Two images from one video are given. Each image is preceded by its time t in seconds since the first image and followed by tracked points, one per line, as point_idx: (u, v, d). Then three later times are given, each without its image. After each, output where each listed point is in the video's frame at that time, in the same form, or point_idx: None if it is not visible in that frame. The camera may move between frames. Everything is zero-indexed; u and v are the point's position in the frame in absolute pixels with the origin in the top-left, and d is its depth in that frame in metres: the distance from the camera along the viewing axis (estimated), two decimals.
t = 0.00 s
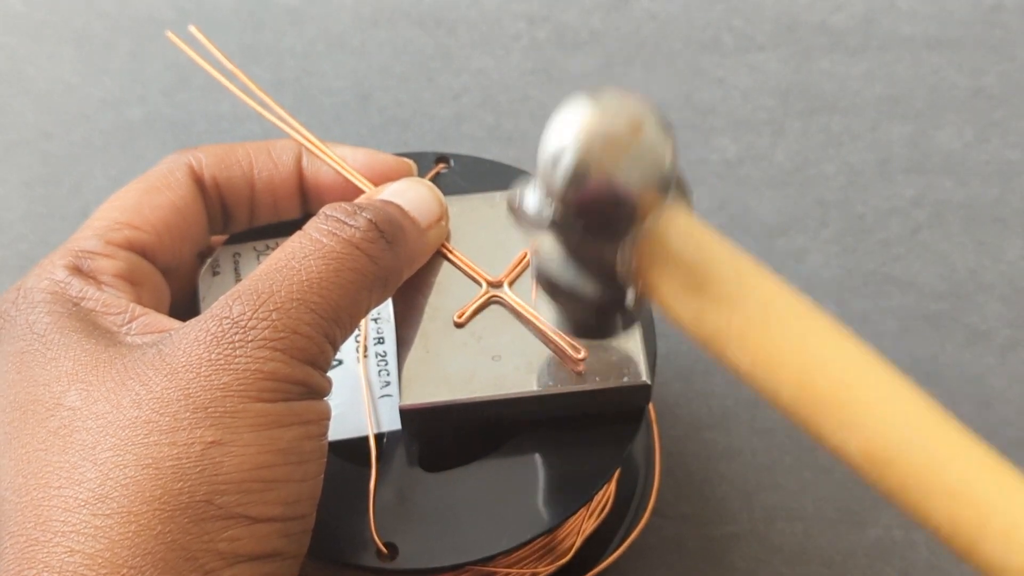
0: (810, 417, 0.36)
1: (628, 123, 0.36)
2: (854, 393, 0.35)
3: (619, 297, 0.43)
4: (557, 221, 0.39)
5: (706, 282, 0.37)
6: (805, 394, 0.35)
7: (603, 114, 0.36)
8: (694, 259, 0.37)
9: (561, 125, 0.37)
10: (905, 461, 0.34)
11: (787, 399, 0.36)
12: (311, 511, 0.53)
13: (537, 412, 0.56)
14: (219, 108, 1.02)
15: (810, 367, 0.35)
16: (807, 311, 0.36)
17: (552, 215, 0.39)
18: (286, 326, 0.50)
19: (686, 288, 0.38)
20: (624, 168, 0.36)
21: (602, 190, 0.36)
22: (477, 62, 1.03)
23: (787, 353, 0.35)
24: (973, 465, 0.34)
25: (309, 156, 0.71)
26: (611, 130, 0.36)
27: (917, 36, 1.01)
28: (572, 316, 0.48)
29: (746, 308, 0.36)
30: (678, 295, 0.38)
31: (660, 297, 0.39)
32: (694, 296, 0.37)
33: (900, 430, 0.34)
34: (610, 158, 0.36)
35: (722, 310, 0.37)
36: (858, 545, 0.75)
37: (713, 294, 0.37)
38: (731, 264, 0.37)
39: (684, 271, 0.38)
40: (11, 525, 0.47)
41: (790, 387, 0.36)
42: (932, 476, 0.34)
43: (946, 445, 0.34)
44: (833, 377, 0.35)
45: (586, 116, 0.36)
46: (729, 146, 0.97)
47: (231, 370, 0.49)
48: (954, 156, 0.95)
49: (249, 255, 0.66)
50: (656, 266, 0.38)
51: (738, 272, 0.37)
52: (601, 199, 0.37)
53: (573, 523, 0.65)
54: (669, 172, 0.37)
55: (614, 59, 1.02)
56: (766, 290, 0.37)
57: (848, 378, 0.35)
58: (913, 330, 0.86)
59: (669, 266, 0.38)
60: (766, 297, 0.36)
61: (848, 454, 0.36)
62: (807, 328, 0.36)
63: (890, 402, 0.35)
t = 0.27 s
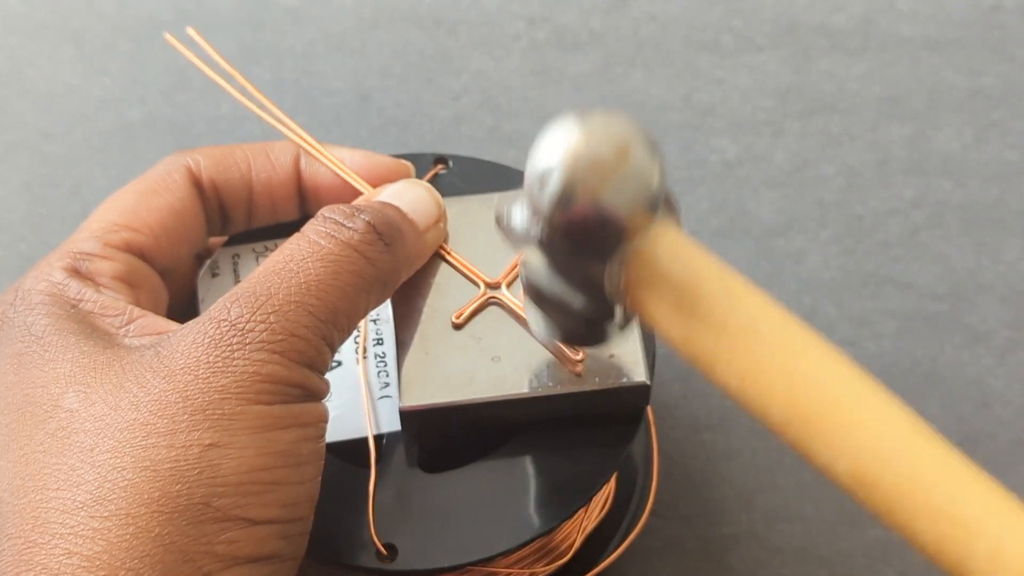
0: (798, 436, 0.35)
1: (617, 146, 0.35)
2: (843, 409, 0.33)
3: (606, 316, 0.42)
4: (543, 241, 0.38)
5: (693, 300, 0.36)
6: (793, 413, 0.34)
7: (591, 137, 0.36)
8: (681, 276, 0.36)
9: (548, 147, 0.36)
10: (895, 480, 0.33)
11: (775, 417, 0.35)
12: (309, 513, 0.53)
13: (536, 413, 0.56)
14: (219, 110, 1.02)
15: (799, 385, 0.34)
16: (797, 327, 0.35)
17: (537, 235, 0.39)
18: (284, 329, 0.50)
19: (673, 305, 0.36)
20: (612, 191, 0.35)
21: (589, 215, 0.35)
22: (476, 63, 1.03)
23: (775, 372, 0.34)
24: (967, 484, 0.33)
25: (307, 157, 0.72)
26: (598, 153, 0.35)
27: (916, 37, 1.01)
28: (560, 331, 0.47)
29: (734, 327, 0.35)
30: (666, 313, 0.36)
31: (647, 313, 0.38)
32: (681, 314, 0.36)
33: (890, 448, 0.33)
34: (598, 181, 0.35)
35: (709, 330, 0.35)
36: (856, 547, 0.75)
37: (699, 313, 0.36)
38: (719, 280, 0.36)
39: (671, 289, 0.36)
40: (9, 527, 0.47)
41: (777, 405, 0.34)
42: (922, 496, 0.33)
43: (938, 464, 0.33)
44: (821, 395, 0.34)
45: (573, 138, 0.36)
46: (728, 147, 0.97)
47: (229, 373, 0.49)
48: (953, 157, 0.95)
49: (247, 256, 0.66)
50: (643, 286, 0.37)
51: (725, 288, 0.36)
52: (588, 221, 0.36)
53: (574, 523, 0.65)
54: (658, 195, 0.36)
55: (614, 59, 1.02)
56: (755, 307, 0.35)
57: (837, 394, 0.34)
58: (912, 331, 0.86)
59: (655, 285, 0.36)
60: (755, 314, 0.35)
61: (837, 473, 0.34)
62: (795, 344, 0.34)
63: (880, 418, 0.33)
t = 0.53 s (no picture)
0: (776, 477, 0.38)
1: (590, 201, 0.40)
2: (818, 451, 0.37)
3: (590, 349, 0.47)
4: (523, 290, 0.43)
5: (672, 349, 0.40)
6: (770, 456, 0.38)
7: (566, 192, 0.40)
8: (658, 323, 0.40)
9: (528, 201, 0.41)
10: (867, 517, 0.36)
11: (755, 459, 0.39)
12: (307, 514, 0.53)
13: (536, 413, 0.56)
14: (219, 110, 1.02)
15: (775, 428, 0.38)
16: (773, 373, 0.39)
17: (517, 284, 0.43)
18: (282, 330, 0.50)
19: (653, 352, 0.41)
20: (588, 241, 0.40)
21: (566, 264, 0.40)
22: (476, 64, 1.03)
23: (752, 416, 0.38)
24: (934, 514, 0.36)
25: (305, 158, 0.71)
26: (574, 207, 0.40)
27: (916, 37, 1.01)
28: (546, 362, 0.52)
29: (710, 374, 0.39)
30: (648, 361, 0.41)
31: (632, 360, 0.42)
32: (661, 359, 0.40)
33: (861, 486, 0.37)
34: (572, 237, 0.40)
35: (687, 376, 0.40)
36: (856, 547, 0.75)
37: (677, 359, 0.40)
38: (695, 327, 0.40)
39: (649, 337, 0.41)
40: (6, 527, 0.47)
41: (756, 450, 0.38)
42: (888, 530, 0.36)
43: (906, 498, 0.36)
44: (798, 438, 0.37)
45: (547, 196, 0.40)
46: (728, 147, 0.96)
47: (228, 374, 0.49)
48: (953, 157, 0.95)
49: (247, 257, 0.65)
50: (623, 331, 0.41)
51: (699, 332, 0.40)
52: (564, 272, 0.40)
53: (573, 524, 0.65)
54: (633, 243, 0.40)
55: (613, 60, 1.02)
56: (728, 352, 0.39)
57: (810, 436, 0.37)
58: (911, 332, 0.86)
59: (636, 334, 0.41)
60: (729, 360, 0.39)
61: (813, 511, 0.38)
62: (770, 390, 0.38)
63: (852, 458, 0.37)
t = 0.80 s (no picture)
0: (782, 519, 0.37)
1: (607, 246, 0.42)
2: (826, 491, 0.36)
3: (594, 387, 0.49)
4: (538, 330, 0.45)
5: (681, 390, 0.40)
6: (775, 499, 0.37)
7: (584, 238, 0.42)
8: (667, 365, 0.41)
9: (543, 247, 0.42)
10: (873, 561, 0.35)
11: (761, 501, 0.38)
12: (305, 515, 0.53)
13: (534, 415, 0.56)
14: (218, 110, 1.02)
15: (779, 465, 0.37)
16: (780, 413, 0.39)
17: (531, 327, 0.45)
18: (281, 332, 0.50)
19: (662, 393, 0.41)
20: (601, 287, 0.42)
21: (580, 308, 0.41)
22: (476, 64, 1.03)
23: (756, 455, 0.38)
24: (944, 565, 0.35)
25: (303, 158, 0.71)
26: (591, 252, 0.41)
27: (916, 37, 1.01)
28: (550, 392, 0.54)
29: (719, 415, 0.39)
30: (657, 402, 0.41)
31: (639, 400, 0.42)
32: (670, 402, 0.40)
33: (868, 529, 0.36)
34: (588, 280, 0.42)
35: (695, 417, 0.40)
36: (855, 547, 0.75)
37: (687, 401, 0.40)
38: (703, 370, 0.40)
39: (661, 379, 0.41)
40: (5, 527, 0.47)
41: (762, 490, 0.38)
42: None
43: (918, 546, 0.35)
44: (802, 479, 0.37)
45: (564, 240, 0.42)
46: (728, 147, 0.96)
47: (227, 375, 0.49)
48: (952, 157, 0.95)
49: (246, 258, 0.66)
50: (633, 372, 0.42)
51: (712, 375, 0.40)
52: (577, 313, 0.42)
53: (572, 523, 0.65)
54: (645, 288, 0.42)
55: (613, 60, 1.02)
56: (739, 395, 0.39)
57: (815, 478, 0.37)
58: (911, 332, 0.86)
59: (645, 373, 0.42)
60: (739, 402, 0.39)
61: (819, 554, 0.37)
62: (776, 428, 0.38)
63: (860, 500, 0.36)
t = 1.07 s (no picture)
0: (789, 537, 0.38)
1: (621, 263, 0.42)
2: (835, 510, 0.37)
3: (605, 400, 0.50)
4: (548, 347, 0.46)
5: (693, 407, 0.41)
6: (784, 514, 0.38)
7: (596, 256, 0.42)
8: (680, 383, 0.41)
9: (558, 262, 0.42)
10: None
11: (768, 518, 0.39)
12: (304, 516, 0.53)
13: (534, 414, 0.56)
14: (218, 111, 1.02)
15: (786, 484, 0.38)
16: (788, 434, 0.39)
17: (542, 338, 0.46)
18: (280, 333, 0.50)
19: (672, 411, 0.42)
20: (614, 303, 0.42)
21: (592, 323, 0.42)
22: (476, 66, 1.03)
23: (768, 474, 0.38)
24: None
25: (299, 161, 0.71)
26: (604, 271, 0.42)
27: (915, 39, 1.01)
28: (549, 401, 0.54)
29: (729, 431, 0.40)
30: (667, 419, 0.42)
31: (647, 415, 0.43)
32: (681, 419, 0.41)
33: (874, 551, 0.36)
34: (602, 297, 0.42)
35: (705, 433, 0.40)
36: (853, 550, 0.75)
37: (697, 418, 0.41)
38: (719, 388, 0.41)
39: (671, 394, 0.42)
40: (4, 527, 0.47)
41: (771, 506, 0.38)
42: None
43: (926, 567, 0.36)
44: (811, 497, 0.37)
45: (581, 255, 0.42)
46: (728, 149, 0.96)
47: (226, 377, 0.49)
48: (952, 160, 0.95)
49: (245, 260, 0.65)
50: (644, 388, 0.43)
51: (724, 396, 0.41)
52: (592, 328, 0.42)
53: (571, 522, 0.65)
54: (659, 305, 0.42)
55: (613, 62, 1.02)
56: (750, 414, 0.40)
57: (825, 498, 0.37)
58: (911, 334, 0.86)
59: (656, 391, 0.42)
60: (753, 421, 0.40)
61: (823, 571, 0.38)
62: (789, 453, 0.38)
63: (869, 524, 0.37)
